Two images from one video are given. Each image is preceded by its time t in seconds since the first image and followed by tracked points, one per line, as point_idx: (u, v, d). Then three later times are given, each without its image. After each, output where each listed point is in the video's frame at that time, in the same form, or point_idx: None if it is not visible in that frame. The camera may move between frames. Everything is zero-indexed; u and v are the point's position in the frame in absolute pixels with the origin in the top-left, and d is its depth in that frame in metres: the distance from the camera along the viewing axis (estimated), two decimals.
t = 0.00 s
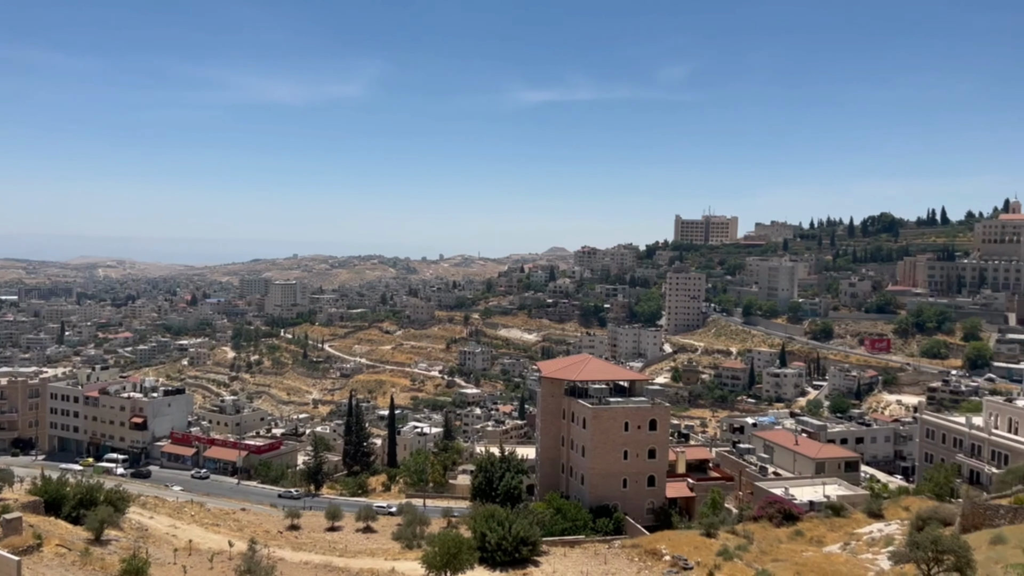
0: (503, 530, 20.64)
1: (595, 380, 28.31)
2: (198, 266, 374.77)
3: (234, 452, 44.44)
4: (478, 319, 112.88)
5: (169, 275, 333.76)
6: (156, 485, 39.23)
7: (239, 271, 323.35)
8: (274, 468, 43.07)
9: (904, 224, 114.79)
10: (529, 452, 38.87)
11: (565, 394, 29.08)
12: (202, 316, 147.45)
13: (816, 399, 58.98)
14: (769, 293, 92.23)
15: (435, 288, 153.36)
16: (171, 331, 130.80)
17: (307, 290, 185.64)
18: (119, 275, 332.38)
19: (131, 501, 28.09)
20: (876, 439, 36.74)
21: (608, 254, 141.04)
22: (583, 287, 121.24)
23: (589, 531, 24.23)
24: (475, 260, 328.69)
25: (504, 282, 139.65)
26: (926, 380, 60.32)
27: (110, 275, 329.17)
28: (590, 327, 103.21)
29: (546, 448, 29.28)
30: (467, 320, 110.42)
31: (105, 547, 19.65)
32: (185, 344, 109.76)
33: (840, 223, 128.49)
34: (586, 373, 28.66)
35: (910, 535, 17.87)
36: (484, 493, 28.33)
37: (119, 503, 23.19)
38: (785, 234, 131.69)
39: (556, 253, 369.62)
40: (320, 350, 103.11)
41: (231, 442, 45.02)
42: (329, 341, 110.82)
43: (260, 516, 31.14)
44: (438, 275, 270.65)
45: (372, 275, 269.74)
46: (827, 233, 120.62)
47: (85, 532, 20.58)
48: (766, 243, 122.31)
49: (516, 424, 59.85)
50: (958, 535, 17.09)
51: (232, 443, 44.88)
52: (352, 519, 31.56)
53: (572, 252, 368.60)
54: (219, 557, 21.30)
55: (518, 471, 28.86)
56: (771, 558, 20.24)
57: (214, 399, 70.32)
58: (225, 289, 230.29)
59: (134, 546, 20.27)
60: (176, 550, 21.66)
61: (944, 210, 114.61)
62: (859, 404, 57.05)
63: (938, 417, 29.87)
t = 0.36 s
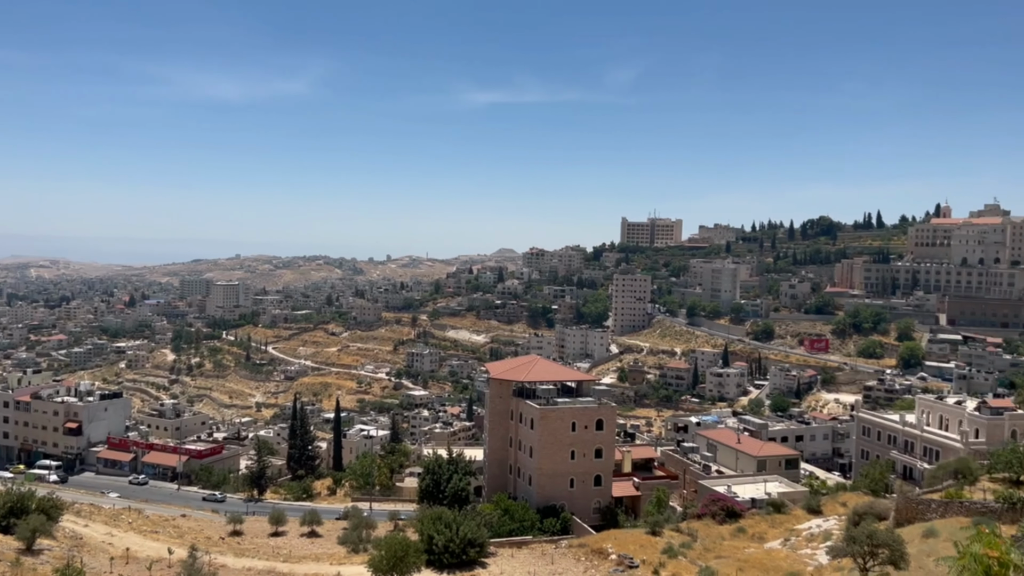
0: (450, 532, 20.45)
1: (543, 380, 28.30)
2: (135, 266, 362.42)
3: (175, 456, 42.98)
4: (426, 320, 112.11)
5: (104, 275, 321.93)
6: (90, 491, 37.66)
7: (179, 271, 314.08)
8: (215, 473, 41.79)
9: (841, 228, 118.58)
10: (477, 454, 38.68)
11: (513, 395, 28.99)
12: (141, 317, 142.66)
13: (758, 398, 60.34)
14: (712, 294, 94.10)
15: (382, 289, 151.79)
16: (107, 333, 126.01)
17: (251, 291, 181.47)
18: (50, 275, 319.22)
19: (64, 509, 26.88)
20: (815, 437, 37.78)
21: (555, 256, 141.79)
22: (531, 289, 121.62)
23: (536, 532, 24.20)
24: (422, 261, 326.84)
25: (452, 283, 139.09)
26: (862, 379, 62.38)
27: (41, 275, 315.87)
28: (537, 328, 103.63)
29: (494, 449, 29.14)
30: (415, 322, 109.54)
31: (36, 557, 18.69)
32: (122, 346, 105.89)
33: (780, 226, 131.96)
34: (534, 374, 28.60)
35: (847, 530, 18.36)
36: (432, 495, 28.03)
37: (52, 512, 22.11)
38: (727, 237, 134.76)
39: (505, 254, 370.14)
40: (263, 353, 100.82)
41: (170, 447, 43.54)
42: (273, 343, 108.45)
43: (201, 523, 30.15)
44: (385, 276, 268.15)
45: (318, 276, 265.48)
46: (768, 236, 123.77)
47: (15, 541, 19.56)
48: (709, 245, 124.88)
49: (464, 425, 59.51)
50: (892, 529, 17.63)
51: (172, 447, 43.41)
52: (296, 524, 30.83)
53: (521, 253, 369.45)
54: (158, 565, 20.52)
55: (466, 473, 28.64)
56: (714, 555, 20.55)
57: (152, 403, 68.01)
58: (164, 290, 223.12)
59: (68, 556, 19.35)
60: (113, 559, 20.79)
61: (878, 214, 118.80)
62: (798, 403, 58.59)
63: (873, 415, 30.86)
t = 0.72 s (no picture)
0: (393, 536, 20.12)
1: (488, 382, 28.18)
2: (62, 267, 347.12)
3: (106, 464, 41.27)
4: (369, 323, 110.67)
5: (29, 276, 307.49)
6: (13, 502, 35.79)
7: (111, 273, 302.45)
8: (149, 480, 40.24)
9: (778, 232, 122.13)
10: (422, 457, 38.27)
11: (457, 397, 28.78)
12: (70, 320, 136.74)
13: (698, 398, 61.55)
14: (654, 296, 95.63)
15: (324, 291, 149.41)
16: (33, 337, 120.38)
17: (188, 293, 176.02)
18: None
19: None
20: (753, 436, 38.71)
21: (500, 258, 141.85)
22: (476, 291, 121.34)
23: (480, 534, 24.05)
24: (365, 263, 322.90)
25: (396, 285, 137.73)
26: (797, 379, 64.29)
27: None
28: (482, 330, 103.46)
29: (437, 452, 28.86)
30: (358, 324, 108.01)
31: None
32: (49, 350, 101.28)
33: (720, 230, 135.08)
34: (479, 376, 28.45)
35: (783, 527, 18.78)
36: (374, 499, 27.57)
37: None
38: (668, 240, 137.20)
39: (449, 256, 368.45)
40: (200, 356, 97.86)
41: (102, 454, 41.79)
42: (211, 346, 105.37)
43: (134, 531, 28.96)
44: (328, 278, 263.76)
45: (258, 278, 259.41)
46: (708, 239, 126.55)
47: None
48: (651, 248, 126.94)
49: (408, 428, 58.88)
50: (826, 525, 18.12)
51: (104, 454, 41.67)
52: (234, 531, 29.90)
53: (465, 255, 368.52)
54: None
55: (409, 476, 28.28)
56: (656, 554, 20.77)
57: (81, 409, 65.18)
58: (95, 292, 214.39)
59: None
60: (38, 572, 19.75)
61: (812, 219, 122.73)
62: (737, 403, 59.95)
63: (808, 414, 31.79)
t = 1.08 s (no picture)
0: (338, 542, 19.74)
1: (436, 385, 27.92)
2: None
3: (38, 473, 39.43)
4: (314, 326, 108.72)
5: None
6: None
7: (41, 275, 289.76)
8: (83, 489, 38.62)
9: (720, 235, 124.88)
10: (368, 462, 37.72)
11: (404, 401, 28.44)
12: None
13: (643, 399, 62.32)
14: (600, 298, 96.58)
15: (268, 294, 146.17)
16: None
17: (124, 295, 169.93)
18: None
19: None
20: (696, 436, 39.38)
21: (447, 260, 141.21)
22: (423, 293, 120.46)
23: (427, 538, 23.80)
24: (310, 265, 317.44)
25: (341, 287, 135.70)
26: (739, 379, 65.79)
27: None
28: (430, 333, 102.79)
29: (384, 456, 28.46)
30: (302, 327, 105.97)
31: None
32: None
33: (664, 233, 137.30)
34: (426, 379, 28.16)
35: (726, 525, 19.14)
36: (319, 505, 27.01)
37: None
38: (614, 243, 138.82)
39: (396, 258, 365.04)
40: (138, 361, 94.55)
41: (33, 463, 39.91)
42: (149, 350, 101.87)
43: (67, 542, 27.70)
44: (271, 280, 258.39)
45: (198, 280, 252.17)
46: (653, 242, 128.50)
47: None
48: (598, 251, 128.18)
49: (354, 433, 57.97)
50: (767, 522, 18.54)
51: (35, 463, 39.81)
52: (174, 540, 28.88)
53: (413, 257, 365.67)
54: None
55: (355, 481, 27.80)
56: (602, 554, 20.90)
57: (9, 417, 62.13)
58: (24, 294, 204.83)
59: None
60: None
61: (753, 222, 125.91)
62: (681, 403, 60.96)
63: (750, 414, 32.49)
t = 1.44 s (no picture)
0: (275, 551, 19.15)
1: (375, 390, 27.47)
2: None
3: None
4: (249, 330, 105.90)
5: None
6: None
7: None
8: (4, 501, 36.67)
9: (658, 239, 127.14)
10: (306, 468, 36.90)
11: (343, 405, 27.87)
12: None
13: (584, 400, 62.85)
14: (541, 301, 97.08)
15: (201, 297, 141.75)
16: None
17: (47, 300, 161.90)
18: None
19: None
20: (635, 436, 39.93)
21: (387, 263, 139.64)
22: (363, 296, 118.81)
23: (367, 544, 23.35)
24: (246, 268, 309.38)
25: (278, 291, 132.67)
26: (676, 380, 67.08)
27: None
28: (370, 336, 101.45)
29: (323, 462, 27.83)
30: (237, 331, 103.10)
31: None
32: None
33: (604, 236, 138.99)
34: (366, 383, 27.68)
35: (665, 524, 19.41)
36: (255, 514, 26.23)
37: None
38: (555, 246, 139.93)
39: (335, 261, 359.12)
40: (62, 368, 90.32)
41: None
42: (74, 357, 97.41)
43: None
44: (205, 284, 250.73)
45: (127, 284, 242.65)
46: (593, 246, 129.97)
47: None
48: (538, 254, 128.78)
49: (292, 439, 56.67)
50: (704, 520, 18.89)
51: None
52: (100, 553, 27.58)
53: (351, 260, 360.29)
54: None
55: (293, 488, 27.08)
56: (543, 556, 20.91)
57: None
58: None
59: None
60: None
61: (689, 226, 128.68)
62: (621, 404, 61.75)
63: (686, 414, 33.10)
